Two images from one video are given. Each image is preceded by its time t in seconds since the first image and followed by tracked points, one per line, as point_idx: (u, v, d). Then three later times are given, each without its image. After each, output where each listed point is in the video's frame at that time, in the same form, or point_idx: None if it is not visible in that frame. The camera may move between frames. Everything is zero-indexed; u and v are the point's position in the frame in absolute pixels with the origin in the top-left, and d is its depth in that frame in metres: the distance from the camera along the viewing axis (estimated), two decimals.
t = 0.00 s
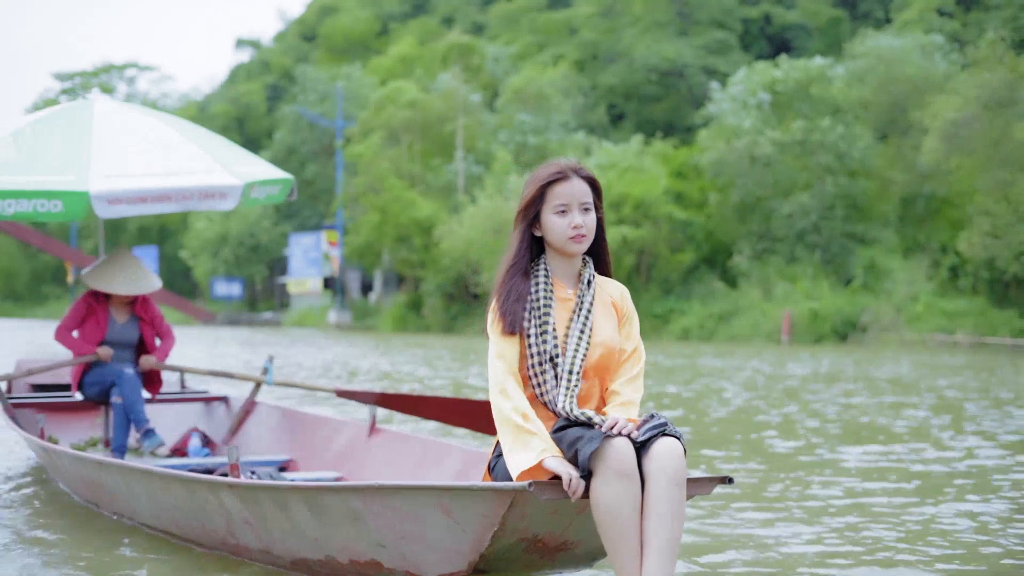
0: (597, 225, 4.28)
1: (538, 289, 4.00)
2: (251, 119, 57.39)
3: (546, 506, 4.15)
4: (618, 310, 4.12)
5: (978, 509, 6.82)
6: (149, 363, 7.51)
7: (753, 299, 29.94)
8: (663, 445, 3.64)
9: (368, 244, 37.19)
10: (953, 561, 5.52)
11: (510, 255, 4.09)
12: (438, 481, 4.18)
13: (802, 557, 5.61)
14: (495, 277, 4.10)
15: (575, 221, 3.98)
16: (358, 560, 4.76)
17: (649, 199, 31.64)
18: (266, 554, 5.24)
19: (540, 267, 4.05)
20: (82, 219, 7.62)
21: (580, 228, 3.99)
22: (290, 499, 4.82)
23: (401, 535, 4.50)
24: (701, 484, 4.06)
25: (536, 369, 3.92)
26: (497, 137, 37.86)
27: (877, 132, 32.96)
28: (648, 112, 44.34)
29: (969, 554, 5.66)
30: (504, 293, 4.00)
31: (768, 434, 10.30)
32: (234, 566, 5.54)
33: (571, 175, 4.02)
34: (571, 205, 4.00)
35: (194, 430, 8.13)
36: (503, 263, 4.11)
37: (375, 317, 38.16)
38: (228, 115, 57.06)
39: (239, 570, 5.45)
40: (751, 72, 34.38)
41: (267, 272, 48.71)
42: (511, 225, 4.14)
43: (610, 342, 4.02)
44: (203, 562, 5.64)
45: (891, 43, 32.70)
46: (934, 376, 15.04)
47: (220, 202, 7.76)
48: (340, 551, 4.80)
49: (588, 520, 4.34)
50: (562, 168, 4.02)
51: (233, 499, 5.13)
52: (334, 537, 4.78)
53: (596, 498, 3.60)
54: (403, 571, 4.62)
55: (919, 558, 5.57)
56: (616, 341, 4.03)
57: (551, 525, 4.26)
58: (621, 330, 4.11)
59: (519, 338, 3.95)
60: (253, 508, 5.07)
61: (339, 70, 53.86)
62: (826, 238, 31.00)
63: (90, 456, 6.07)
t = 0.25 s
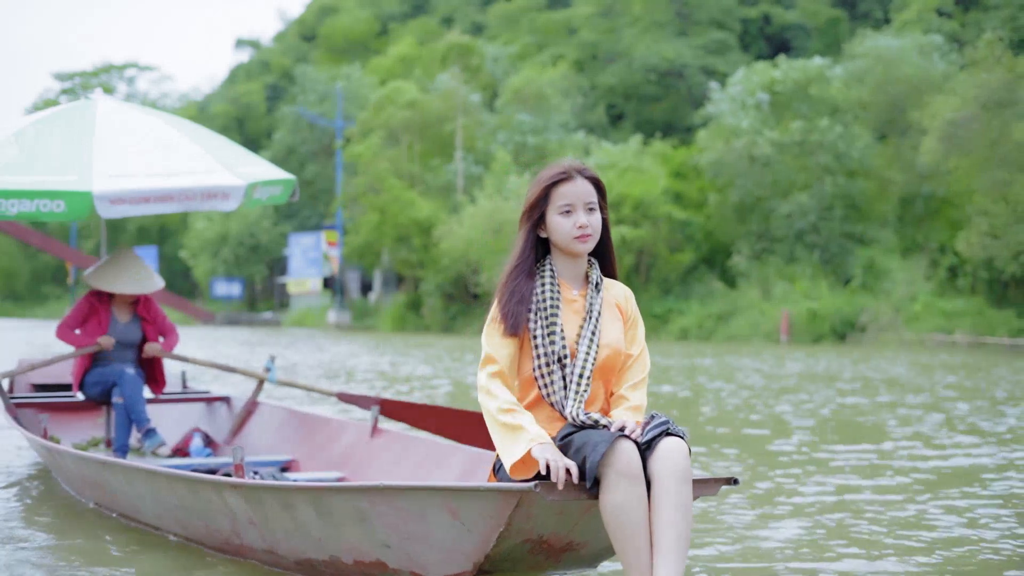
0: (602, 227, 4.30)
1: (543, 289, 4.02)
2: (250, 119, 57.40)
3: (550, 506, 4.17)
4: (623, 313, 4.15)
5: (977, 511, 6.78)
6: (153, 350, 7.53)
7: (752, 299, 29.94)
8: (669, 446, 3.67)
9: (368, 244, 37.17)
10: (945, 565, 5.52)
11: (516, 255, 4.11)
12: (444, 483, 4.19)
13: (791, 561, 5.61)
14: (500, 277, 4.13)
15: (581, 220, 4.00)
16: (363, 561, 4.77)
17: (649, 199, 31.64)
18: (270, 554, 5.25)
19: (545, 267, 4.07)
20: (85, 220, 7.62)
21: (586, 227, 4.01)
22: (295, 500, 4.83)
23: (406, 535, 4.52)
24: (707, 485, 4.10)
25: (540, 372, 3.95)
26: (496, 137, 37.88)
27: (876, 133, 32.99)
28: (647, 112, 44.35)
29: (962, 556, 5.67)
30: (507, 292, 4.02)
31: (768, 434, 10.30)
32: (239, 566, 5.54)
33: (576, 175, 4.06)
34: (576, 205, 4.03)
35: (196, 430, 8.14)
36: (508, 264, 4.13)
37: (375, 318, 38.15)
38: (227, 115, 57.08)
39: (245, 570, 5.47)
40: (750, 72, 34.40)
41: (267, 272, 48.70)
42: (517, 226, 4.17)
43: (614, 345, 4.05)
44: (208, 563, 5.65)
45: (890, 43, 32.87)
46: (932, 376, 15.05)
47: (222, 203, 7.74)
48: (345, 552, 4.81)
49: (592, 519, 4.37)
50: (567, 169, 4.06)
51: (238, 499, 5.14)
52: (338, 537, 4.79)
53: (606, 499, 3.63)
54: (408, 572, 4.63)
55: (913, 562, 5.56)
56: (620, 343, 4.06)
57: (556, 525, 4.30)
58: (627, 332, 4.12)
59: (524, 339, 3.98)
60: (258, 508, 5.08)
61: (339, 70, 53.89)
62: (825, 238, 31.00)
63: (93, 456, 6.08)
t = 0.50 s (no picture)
0: (607, 228, 4.31)
1: (545, 290, 4.04)
2: (250, 119, 57.41)
3: (557, 506, 4.19)
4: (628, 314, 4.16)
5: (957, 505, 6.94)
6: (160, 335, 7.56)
7: (751, 299, 29.96)
8: (669, 449, 3.69)
9: (367, 244, 37.16)
10: (933, 563, 5.56)
11: (519, 256, 4.13)
12: (449, 485, 4.20)
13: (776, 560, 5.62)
14: (503, 277, 4.15)
15: (585, 221, 4.02)
16: (368, 562, 4.79)
17: (648, 199, 31.64)
18: (273, 555, 5.26)
19: (548, 269, 4.09)
20: (88, 219, 7.64)
21: (590, 229, 4.03)
22: (300, 500, 4.83)
23: (411, 536, 4.54)
24: (712, 486, 4.13)
25: (540, 374, 3.97)
26: (495, 137, 37.90)
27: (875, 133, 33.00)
28: (647, 112, 44.34)
29: (948, 554, 5.71)
30: (510, 293, 4.04)
31: (768, 434, 10.31)
32: (244, 567, 5.55)
33: (581, 176, 4.07)
34: (580, 206, 4.04)
35: (198, 430, 8.15)
36: (511, 264, 4.15)
37: (374, 318, 38.15)
38: (227, 115, 57.11)
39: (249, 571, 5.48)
40: (749, 72, 34.42)
41: (267, 272, 48.72)
42: (522, 226, 4.18)
43: (618, 347, 4.07)
44: (212, 563, 5.66)
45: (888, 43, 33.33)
46: (931, 376, 15.06)
47: (224, 203, 7.74)
48: (350, 552, 4.82)
49: (597, 521, 4.39)
50: (572, 170, 4.07)
51: (243, 500, 5.14)
52: (343, 538, 4.80)
53: (611, 501, 3.66)
54: (414, 573, 4.65)
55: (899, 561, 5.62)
56: (623, 345, 4.07)
57: (561, 527, 4.33)
58: (630, 332, 4.13)
59: (525, 340, 4.00)
60: (262, 508, 5.08)
61: (338, 70, 53.93)
62: (825, 239, 31.02)
63: (97, 456, 6.09)
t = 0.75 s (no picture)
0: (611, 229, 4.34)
1: (545, 290, 4.09)
2: (250, 119, 57.41)
3: (560, 508, 4.23)
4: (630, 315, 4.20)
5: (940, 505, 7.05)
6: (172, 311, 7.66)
7: (749, 299, 29.97)
8: (667, 446, 3.74)
9: (366, 244, 37.15)
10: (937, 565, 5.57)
11: (521, 255, 4.18)
12: (452, 485, 4.22)
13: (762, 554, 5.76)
14: (506, 277, 4.19)
15: (588, 222, 4.06)
16: (371, 562, 4.81)
17: (647, 199, 31.65)
18: (277, 555, 5.28)
19: (550, 270, 4.14)
20: (88, 219, 7.66)
21: (592, 229, 4.07)
22: (303, 501, 4.84)
23: (415, 536, 4.56)
24: (714, 486, 4.16)
25: (539, 374, 4.02)
26: (494, 137, 37.92)
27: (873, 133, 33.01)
28: (646, 112, 44.30)
29: (953, 558, 5.71)
30: (512, 293, 4.09)
31: (765, 434, 10.32)
32: (246, 567, 5.57)
33: (584, 177, 4.10)
34: (583, 207, 4.08)
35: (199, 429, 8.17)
36: (514, 264, 4.19)
37: (374, 318, 38.15)
38: (227, 114, 57.13)
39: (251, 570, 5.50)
40: (747, 72, 34.44)
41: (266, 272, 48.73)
42: (525, 226, 4.23)
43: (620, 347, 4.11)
44: (213, 563, 5.68)
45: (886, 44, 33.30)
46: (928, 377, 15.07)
47: (225, 203, 7.77)
48: (352, 553, 4.84)
49: (600, 522, 4.42)
50: (575, 171, 4.10)
51: (244, 499, 5.15)
52: (346, 538, 4.82)
53: (615, 503, 3.74)
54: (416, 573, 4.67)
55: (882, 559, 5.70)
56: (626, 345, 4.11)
57: (564, 527, 4.36)
58: (632, 333, 4.14)
59: (525, 342, 4.04)
60: (264, 508, 5.09)
61: (338, 70, 53.95)
62: (823, 239, 31.03)
63: (98, 457, 6.10)
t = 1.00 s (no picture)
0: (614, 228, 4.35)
1: (546, 290, 4.11)
2: (249, 119, 57.42)
3: (561, 507, 4.26)
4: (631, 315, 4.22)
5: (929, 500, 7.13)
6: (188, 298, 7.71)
7: (748, 298, 29.99)
8: (667, 445, 3.76)
9: (366, 244, 37.15)
10: (937, 561, 5.58)
11: (524, 254, 4.21)
12: (454, 485, 4.24)
13: (748, 549, 5.85)
14: (508, 276, 4.23)
15: (589, 221, 4.08)
16: (373, 562, 4.82)
17: (646, 199, 31.67)
18: (279, 555, 5.30)
19: (551, 269, 4.16)
20: (89, 218, 7.68)
21: (594, 228, 4.09)
22: (305, 501, 4.86)
23: (417, 536, 4.57)
24: (715, 486, 4.18)
25: (540, 373, 4.04)
26: (493, 137, 37.95)
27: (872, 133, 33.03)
28: (646, 112, 44.29)
29: (953, 553, 5.72)
30: (513, 291, 4.12)
31: (764, 433, 10.34)
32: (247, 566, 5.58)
33: (586, 177, 4.12)
34: (585, 206, 4.10)
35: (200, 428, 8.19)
36: (516, 263, 4.22)
37: (373, 317, 38.15)
38: (227, 114, 57.15)
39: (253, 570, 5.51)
40: (746, 72, 34.47)
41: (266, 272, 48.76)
42: (528, 226, 4.25)
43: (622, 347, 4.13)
44: (214, 562, 5.69)
45: (885, 44, 33.73)
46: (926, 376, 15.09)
47: (224, 202, 7.79)
48: (354, 552, 4.86)
49: (601, 521, 4.45)
50: (577, 170, 4.12)
51: (246, 500, 5.16)
52: (348, 538, 4.84)
53: (615, 502, 3.77)
54: (418, 572, 4.68)
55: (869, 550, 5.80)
56: (627, 346, 4.14)
57: (566, 526, 4.38)
58: (635, 333, 4.17)
59: (527, 340, 4.07)
60: (266, 509, 5.11)
61: (338, 70, 53.98)
62: (822, 239, 31.04)
63: (100, 456, 6.12)
